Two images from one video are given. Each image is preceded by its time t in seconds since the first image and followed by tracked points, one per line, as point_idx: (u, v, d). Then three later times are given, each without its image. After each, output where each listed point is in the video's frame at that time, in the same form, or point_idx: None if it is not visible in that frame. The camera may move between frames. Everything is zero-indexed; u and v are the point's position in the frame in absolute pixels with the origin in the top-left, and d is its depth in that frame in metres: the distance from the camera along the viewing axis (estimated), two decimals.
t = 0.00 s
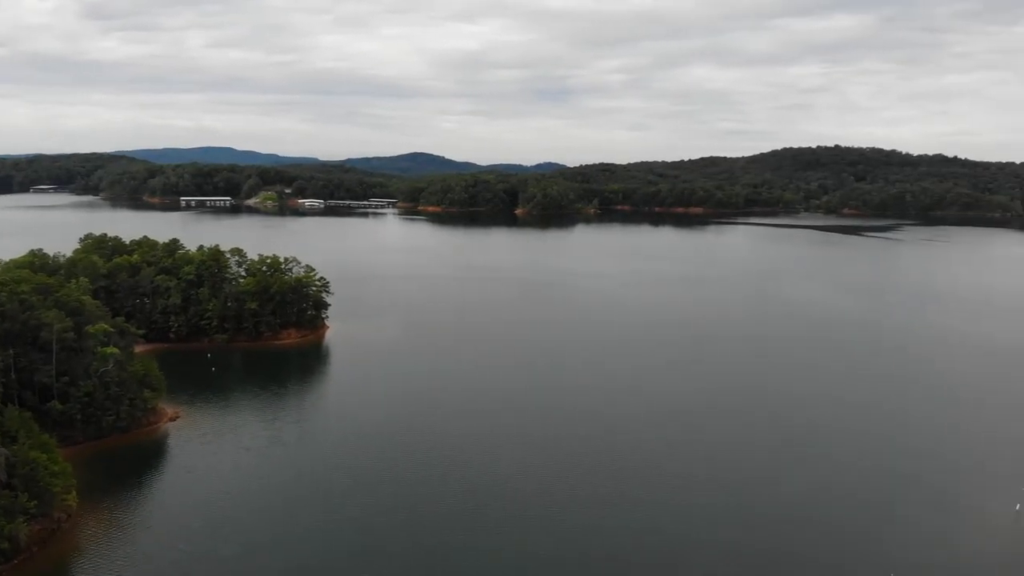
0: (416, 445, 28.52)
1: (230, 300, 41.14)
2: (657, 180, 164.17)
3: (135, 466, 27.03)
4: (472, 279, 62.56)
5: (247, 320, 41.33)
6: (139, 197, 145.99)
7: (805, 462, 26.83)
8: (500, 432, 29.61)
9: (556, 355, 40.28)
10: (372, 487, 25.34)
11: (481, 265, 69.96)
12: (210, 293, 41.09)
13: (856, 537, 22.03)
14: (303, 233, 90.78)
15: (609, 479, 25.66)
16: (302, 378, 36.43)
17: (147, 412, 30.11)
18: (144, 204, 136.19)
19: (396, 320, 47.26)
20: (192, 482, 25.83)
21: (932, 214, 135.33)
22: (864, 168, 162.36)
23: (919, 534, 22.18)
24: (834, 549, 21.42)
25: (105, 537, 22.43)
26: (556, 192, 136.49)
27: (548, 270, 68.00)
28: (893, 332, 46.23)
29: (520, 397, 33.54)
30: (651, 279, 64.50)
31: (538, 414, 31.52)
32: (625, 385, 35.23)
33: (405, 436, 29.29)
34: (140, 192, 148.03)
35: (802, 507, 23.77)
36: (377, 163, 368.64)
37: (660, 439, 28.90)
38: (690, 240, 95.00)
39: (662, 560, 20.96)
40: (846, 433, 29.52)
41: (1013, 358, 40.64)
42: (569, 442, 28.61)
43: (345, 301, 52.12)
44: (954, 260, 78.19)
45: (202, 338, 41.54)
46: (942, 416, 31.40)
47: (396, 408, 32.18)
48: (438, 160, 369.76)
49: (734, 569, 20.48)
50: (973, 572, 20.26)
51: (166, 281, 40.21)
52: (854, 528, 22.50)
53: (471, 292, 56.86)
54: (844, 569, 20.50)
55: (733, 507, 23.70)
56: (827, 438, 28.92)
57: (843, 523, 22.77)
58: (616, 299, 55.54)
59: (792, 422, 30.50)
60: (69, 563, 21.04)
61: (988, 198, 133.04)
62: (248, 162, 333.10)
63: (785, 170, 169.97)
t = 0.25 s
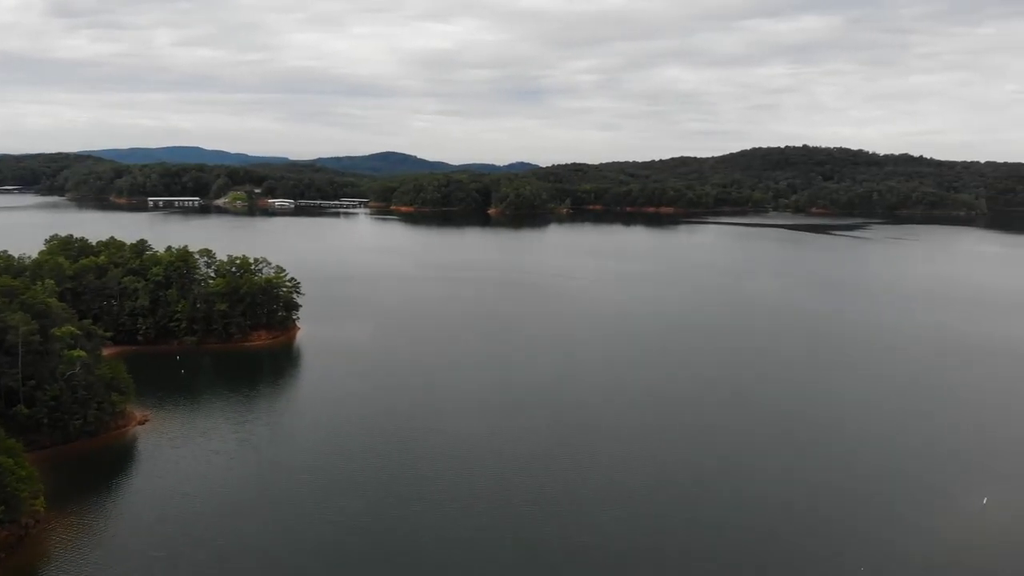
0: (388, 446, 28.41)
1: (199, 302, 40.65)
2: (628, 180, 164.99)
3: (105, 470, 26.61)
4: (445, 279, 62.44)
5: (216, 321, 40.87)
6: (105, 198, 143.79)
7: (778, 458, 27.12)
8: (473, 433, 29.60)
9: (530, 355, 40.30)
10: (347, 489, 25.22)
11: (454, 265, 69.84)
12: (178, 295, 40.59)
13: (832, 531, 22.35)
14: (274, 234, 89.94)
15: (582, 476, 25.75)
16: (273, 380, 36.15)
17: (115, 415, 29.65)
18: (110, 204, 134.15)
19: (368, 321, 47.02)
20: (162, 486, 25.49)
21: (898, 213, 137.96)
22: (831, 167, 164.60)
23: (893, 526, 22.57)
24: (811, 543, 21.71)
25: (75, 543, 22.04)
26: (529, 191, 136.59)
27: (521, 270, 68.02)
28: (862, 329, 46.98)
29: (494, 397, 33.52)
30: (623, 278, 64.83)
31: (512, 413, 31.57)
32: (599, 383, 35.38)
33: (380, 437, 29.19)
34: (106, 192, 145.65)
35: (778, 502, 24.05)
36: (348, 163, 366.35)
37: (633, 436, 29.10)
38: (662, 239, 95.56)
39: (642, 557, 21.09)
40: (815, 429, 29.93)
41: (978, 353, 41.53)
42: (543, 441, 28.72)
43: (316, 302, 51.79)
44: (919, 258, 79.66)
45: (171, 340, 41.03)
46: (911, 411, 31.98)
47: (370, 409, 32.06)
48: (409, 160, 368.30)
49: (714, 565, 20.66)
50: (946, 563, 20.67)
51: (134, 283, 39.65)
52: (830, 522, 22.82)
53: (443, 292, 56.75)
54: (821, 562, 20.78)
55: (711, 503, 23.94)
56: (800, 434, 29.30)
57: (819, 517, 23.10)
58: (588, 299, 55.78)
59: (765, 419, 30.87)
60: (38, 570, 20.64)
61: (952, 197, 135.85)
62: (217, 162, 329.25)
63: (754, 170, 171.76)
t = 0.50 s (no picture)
0: (368, 447, 28.31)
1: (176, 303, 40.29)
2: (607, 180, 165.49)
3: (81, 473, 26.30)
4: (425, 279, 62.31)
5: (194, 323, 40.52)
6: (80, 198, 142.07)
7: (757, 456, 27.36)
8: (454, 433, 29.59)
9: (510, 355, 40.31)
10: (327, 491, 25.06)
11: (434, 265, 69.72)
12: (155, 296, 40.20)
13: (812, 528, 22.54)
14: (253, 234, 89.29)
15: (563, 476, 25.85)
16: (252, 382, 35.91)
17: (92, 418, 29.32)
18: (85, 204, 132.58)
19: (347, 321, 46.83)
20: (139, 489, 25.26)
21: (874, 212, 139.60)
22: (808, 167, 166.15)
23: (871, 523, 22.80)
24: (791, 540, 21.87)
25: (50, 547, 21.78)
26: (508, 191, 136.60)
27: (501, 270, 68.02)
28: (840, 327, 47.44)
29: (476, 398, 33.50)
30: (603, 278, 65.02)
31: (493, 413, 31.58)
32: (579, 383, 35.49)
33: (361, 439, 29.08)
34: (81, 192, 143.99)
35: (758, 500, 24.22)
36: (326, 163, 364.37)
37: (614, 435, 29.23)
38: (641, 239, 95.90)
39: (624, 557, 21.15)
40: (793, 426, 30.24)
41: (953, 350, 42.11)
42: (524, 440, 28.76)
43: (295, 303, 51.49)
44: (895, 256, 80.62)
45: (148, 342, 40.63)
46: (888, 408, 32.37)
47: (350, 411, 31.89)
48: (388, 160, 366.93)
49: (695, 565, 20.76)
50: (923, 560, 20.92)
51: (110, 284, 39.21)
52: (809, 519, 23.02)
53: (423, 292, 56.63)
54: (801, 560, 20.94)
55: (692, 503, 24.05)
56: (780, 433, 29.53)
57: (798, 515, 23.28)
58: (569, 298, 55.90)
59: (745, 417, 31.08)
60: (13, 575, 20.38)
61: (926, 196, 137.60)
62: (193, 161, 326.18)
63: (732, 169, 172.98)
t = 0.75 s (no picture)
0: (352, 448, 28.22)
1: (158, 304, 39.99)
2: (592, 180, 165.76)
3: (62, 476, 26.05)
4: (409, 279, 62.20)
5: (177, 324, 40.23)
6: (61, 198, 140.80)
7: (740, 455, 27.51)
8: (438, 433, 29.55)
9: (495, 355, 40.30)
10: (311, 492, 24.99)
11: (419, 264, 69.68)
12: (137, 297, 39.88)
13: (795, 526, 22.70)
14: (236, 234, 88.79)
15: (548, 476, 25.88)
16: (235, 383, 35.71)
17: (73, 420, 29.06)
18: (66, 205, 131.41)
19: (331, 322, 46.65)
20: (120, 492, 25.07)
21: (856, 211, 140.67)
22: (791, 167, 167.22)
23: (854, 521, 22.96)
24: (775, 540, 21.98)
25: (30, 551, 21.56)
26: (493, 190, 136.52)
27: (486, 270, 67.97)
28: (822, 326, 47.79)
29: (460, 398, 33.46)
30: (587, 277, 65.13)
31: (477, 414, 31.55)
32: (563, 383, 35.54)
33: (345, 440, 29.00)
34: (62, 192, 142.79)
35: (741, 500, 24.33)
36: (311, 162, 362.78)
37: (598, 434, 29.30)
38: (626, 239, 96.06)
39: (607, 558, 21.19)
40: (776, 425, 30.41)
41: (934, 348, 42.52)
42: (508, 440, 28.75)
43: (279, 303, 51.24)
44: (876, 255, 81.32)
45: (130, 343, 40.31)
46: (871, 406, 32.62)
47: (336, 411, 31.82)
48: (373, 160, 365.83)
49: (677, 564, 20.87)
50: (903, 556, 21.13)
51: (91, 285, 38.86)
52: (792, 518, 23.14)
53: (407, 292, 56.52)
54: (783, 558, 21.11)
55: (676, 503, 24.15)
56: (764, 431, 29.71)
57: (782, 513, 23.42)
58: (553, 298, 55.94)
59: (729, 417, 31.23)
60: None
61: (907, 194, 138.76)
62: (176, 161, 323.88)
63: (715, 169, 173.82)
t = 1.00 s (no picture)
0: (335, 450, 28.14)
1: (138, 305, 39.65)
2: (575, 180, 166.01)
3: (41, 479, 25.77)
4: (392, 279, 62.03)
5: (157, 325, 39.92)
6: (39, 198, 139.27)
7: (723, 453, 27.67)
8: (422, 433, 29.51)
9: (479, 355, 40.27)
10: (292, 494, 24.84)
11: (401, 264, 69.51)
12: (117, 298, 39.51)
13: (777, 523, 22.86)
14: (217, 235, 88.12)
15: (532, 475, 25.92)
16: (216, 384, 35.49)
17: (52, 423, 28.76)
18: (44, 205, 129.96)
19: (314, 323, 46.46)
20: (101, 495, 24.84)
21: (836, 210, 141.75)
22: (772, 167, 168.26)
23: (834, 518, 23.10)
24: (756, 537, 22.06)
25: (10, 555, 21.32)
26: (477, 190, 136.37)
27: (469, 270, 67.90)
28: (803, 324, 48.17)
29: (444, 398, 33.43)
30: (570, 277, 65.23)
31: (461, 414, 31.54)
32: (546, 382, 35.59)
33: (329, 441, 28.90)
34: (40, 193, 141.25)
35: (722, 498, 24.42)
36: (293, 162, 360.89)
37: (581, 434, 29.38)
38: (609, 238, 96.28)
39: (589, 558, 21.20)
40: (758, 423, 30.61)
41: (912, 345, 42.87)
42: (492, 441, 28.77)
43: (261, 304, 50.95)
44: (856, 254, 81.95)
45: (110, 345, 39.94)
46: (851, 404, 32.85)
47: (317, 412, 31.66)
48: (355, 159, 364.52)
49: (658, 564, 20.90)
50: (881, 553, 21.26)
51: (70, 286, 38.46)
52: (774, 516, 23.25)
53: (390, 292, 56.37)
54: (764, 555, 21.20)
55: (658, 502, 24.19)
56: (745, 430, 29.85)
57: (763, 511, 23.52)
58: (536, 298, 55.97)
59: (710, 415, 31.37)
60: None
61: (886, 194, 139.86)
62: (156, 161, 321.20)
63: (697, 169, 174.61)
